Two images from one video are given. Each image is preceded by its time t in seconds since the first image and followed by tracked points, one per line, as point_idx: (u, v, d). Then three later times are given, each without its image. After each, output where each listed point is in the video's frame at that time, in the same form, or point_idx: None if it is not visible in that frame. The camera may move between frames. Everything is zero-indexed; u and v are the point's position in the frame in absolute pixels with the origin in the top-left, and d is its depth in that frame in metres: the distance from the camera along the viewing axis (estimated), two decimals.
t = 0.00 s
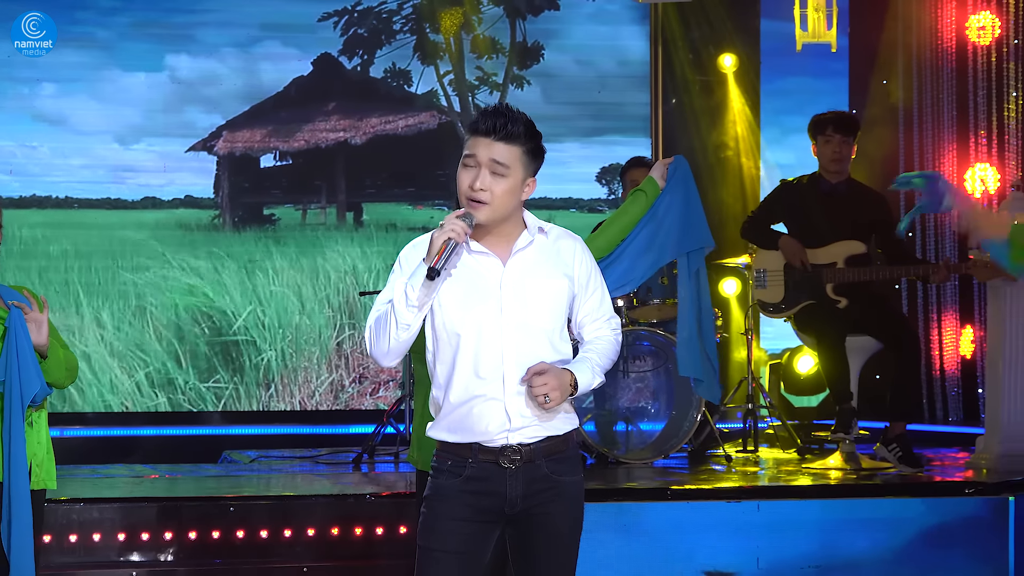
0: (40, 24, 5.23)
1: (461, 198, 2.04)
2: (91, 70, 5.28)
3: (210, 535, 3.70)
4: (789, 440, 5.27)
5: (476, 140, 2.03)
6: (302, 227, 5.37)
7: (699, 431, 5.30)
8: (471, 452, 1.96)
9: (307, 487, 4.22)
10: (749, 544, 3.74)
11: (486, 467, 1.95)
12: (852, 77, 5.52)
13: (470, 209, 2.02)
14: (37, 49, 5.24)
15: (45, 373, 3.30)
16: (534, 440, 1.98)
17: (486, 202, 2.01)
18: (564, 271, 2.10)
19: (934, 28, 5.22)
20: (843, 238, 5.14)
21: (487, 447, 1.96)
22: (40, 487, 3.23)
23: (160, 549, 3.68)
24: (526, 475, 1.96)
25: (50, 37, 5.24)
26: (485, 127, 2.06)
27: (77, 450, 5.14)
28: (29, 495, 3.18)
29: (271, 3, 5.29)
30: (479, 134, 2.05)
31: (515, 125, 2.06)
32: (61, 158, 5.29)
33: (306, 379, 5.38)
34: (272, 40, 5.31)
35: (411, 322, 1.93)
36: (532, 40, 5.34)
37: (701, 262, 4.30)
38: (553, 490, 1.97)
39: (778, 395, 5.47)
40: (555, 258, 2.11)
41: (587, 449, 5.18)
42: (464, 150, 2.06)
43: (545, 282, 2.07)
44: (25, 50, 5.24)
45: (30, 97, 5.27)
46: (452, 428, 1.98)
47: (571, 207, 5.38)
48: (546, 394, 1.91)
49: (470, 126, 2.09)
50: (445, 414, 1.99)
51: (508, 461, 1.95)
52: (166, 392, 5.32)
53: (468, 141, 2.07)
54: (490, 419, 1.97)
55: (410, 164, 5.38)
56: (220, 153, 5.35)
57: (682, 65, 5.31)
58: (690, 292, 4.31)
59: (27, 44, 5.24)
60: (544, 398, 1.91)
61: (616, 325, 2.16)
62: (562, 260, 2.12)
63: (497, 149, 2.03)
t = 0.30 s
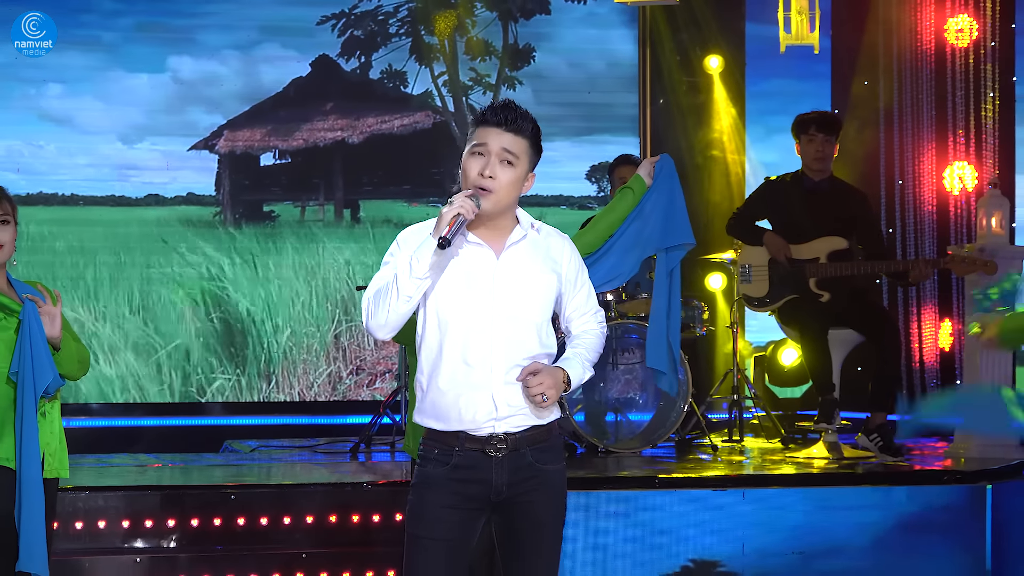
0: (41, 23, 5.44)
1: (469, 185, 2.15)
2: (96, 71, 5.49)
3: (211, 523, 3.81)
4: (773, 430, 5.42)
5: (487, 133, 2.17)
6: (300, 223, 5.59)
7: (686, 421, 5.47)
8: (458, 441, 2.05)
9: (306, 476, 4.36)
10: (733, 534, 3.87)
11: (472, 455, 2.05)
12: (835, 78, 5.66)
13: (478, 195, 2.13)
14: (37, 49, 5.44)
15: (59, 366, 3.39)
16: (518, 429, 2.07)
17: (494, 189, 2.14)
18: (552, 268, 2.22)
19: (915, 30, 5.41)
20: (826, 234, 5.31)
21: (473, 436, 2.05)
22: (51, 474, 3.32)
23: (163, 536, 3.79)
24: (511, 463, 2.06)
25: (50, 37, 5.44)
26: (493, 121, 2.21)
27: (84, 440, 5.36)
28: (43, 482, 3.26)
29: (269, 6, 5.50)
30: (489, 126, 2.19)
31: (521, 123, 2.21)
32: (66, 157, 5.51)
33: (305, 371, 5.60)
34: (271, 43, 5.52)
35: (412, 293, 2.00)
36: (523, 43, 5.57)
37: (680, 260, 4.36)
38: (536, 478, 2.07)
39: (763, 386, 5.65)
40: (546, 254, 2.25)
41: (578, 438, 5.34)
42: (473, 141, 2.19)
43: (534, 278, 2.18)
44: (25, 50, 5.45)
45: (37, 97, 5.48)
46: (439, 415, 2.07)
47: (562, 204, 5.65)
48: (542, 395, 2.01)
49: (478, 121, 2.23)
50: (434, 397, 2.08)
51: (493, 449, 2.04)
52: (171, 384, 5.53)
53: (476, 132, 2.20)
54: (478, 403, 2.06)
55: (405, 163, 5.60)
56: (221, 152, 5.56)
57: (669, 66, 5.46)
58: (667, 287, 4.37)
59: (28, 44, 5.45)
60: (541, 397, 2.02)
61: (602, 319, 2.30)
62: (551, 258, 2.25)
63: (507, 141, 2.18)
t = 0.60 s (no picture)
0: (39, 23, 5.68)
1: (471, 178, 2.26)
2: (102, 73, 5.72)
3: (214, 511, 3.91)
4: (759, 421, 5.59)
5: (488, 126, 2.27)
6: (301, 221, 5.85)
7: (674, 413, 5.60)
8: (435, 428, 2.15)
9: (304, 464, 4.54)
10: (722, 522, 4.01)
11: (448, 444, 2.14)
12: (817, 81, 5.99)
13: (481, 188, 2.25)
14: (37, 49, 5.67)
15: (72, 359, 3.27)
16: (494, 418, 2.17)
17: (495, 182, 2.26)
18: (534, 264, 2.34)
19: (896, 33, 5.57)
20: (810, 231, 5.50)
21: (450, 423, 2.15)
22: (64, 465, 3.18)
23: (168, 524, 3.89)
24: (487, 452, 2.15)
25: (49, 37, 5.68)
26: (490, 115, 2.30)
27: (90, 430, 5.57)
28: (55, 473, 3.10)
29: (270, 10, 5.76)
30: (488, 120, 2.28)
31: (515, 118, 2.33)
32: (73, 156, 5.74)
33: (305, 364, 5.85)
34: (272, 46, 5.78)
35: (412, 273, 2.10)
36: (517, 45, 5.85)
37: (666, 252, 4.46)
38: (512, 466, 2.16)
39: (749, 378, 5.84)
40: (529, 248, 2.37)
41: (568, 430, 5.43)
42: (472, 135, 2.28)
43: (517, 272, 2.29)
44: (24, 49, 5.67)
45: (45, 99, 5.71)
46: (417, 401, 2.18)
47: (554, 202, 5.93)
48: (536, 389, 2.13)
49: (473, 113, 2.32)
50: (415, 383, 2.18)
51: (469, 438, 2.13)
52: (177, 375, 5.78)
53: (475, 126, 2.29)
54: (457, 389, 2.16)
55: (403, 162, 5.86)
56: (224, 151, 5.82)
57: (657, 69, 5.64)
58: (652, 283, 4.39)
59: (27, 43, 5.67)
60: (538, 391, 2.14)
61: (594, 312, 2.41)
62: (535, 254, 2.38)
63: (506, 135, 2.29)
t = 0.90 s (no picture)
0: (38, 22, 5.86)
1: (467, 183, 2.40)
2: (108, 75, 5.91)
3: (218, 500, 4.10)
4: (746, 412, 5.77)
5: (476, 131, 2.40)
6: (302, 218, 6.05)
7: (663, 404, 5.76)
8: (416, 418, 2.32)
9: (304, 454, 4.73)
10: (709, 509, 4.20)
11: (428, 434, 2.31)
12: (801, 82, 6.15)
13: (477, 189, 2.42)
14: (36, 48, 5.85)
15: (81, 352, 3.40)
16: (472, 409, 2.33)
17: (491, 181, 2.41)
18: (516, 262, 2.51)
19: (879, 37, 5.75)
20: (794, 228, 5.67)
21: (429, 413, 2.32)
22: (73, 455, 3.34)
23: (171, 512, 4.08)
24: (465, 442, 2.31)
25: (49, 37, 5.86)
26: (469, 117, 2.42)
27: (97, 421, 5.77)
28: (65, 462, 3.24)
29: (272, 13, 5.96)
30: (470, 124, 2.41)
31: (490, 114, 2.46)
32: (81, 155, 5.93)
33: (306, 357, 6.04)
34: (274, 48, 5.97)
35: (411, 280, 2.25)
36: (511, 48, 6.03)
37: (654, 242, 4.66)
38: (489, 454, 2.32)
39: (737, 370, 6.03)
40: (509, 246, 2.53)
41: (562, 420, 5.63)
42: (459, 142, 2.40)
43: (497, 269, 2.47)
44: (24, 48, 5.85)
45: (53, 100, 5.90)
46: (398, 390, 2.35)
47: (547, 200, 6.12)
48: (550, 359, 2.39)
49: (454, 117, 2.42)
50: (397, 371, 2.36)
51: (448, 428, 2.30)
52: (181, 367, 5.98)
53: (458, 132, 2.41)
54: (437, 377, 2.34)
55: (401, 161, 6.06)
56: (227, 151, 6.01)
57: (646, 71, 5.85)
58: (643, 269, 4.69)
59: (26, 42, 5.85)
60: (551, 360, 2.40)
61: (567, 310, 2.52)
62: (517, 253, 2.53)
63: (490, 135, 2.42)
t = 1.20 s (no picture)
0: (41, 23, 6.03)
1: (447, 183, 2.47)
2: (113, 75, 6.09)
3: (219, 488, 4.27)
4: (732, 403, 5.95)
5: (452, 132, 2.46)
6: (302, 214, 6.23)
7: (652, 394, 5.95)
8: (407, 409, 2.41)
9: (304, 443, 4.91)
10: (696, 495, 4.37)
11: (419, 424, 2.41)
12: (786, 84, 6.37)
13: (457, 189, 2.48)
14: (38, 49, 6.03)
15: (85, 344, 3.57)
16: (461, 398, 2.43)
17: (470, 180, 2.49)
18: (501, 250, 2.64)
19: (861, 39, 5.94)
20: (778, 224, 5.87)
21: (420, 404, 2.42)
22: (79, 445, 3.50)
23: (174, 500, 4.25)
24: (456, 431, 2.41)
25: (51, 38, 6.03)
26: (445, 117, 2.48)
27: (104, 411, 5.96)
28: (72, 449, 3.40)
29: (272, 16, 6.14)
30: (447, 125, 2.47)
31: (464, 112, 2.52)
32: (87, 153, 6.11)
33: (306, 349, 6.23)
34: (274, 49, 6.15)
35: (411, 287, 2.32)
36: (504, 49, 6.22)
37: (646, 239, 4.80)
38: (478, 443, 2.42)
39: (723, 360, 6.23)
40: (492, 237, 2.66)
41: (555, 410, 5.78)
42: (438, 144, 2.46)
43: (483, 259, 2.56)
44: (25, 49, 6.02)
45: (59, 99, 6.07)
46: (390, 382, 2.44)
47: (539, 197, 6.31)
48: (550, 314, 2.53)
49: (430, 118, 2.48)
50: (388, 362, 2.46)
51: (439, 418, 2.40)
52: (184, 359, 6.16)
53: (435, 133, 2.46)
54: (428, 368, 2.44)
55: (399, 159, 6.24)
56: (229, 149, 6.19)
57: (634, 71, 6.03)
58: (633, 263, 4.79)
59: (28, 44, 6.03)
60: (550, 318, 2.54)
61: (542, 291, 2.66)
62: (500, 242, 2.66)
63: (466, 134, 2.49)
